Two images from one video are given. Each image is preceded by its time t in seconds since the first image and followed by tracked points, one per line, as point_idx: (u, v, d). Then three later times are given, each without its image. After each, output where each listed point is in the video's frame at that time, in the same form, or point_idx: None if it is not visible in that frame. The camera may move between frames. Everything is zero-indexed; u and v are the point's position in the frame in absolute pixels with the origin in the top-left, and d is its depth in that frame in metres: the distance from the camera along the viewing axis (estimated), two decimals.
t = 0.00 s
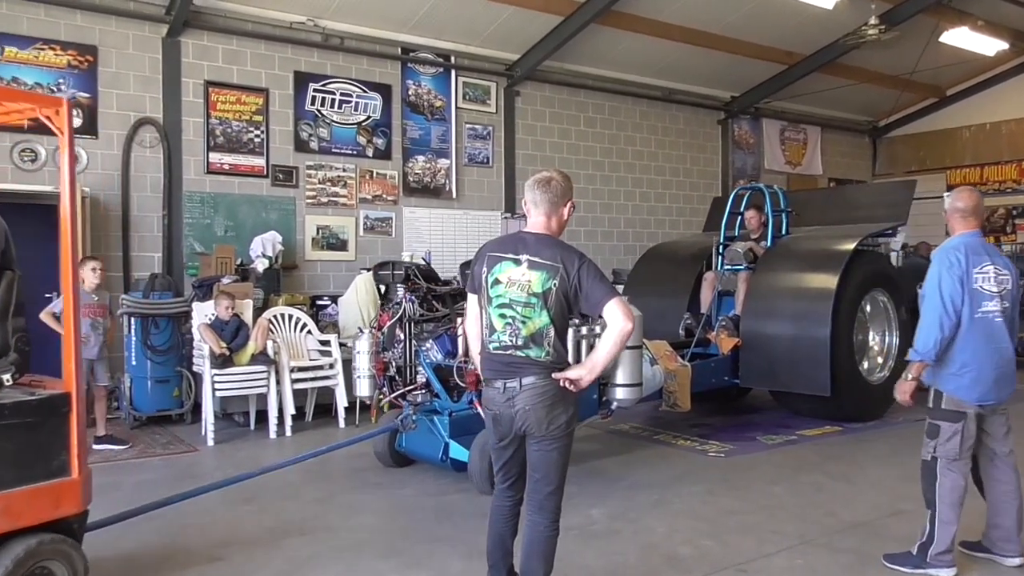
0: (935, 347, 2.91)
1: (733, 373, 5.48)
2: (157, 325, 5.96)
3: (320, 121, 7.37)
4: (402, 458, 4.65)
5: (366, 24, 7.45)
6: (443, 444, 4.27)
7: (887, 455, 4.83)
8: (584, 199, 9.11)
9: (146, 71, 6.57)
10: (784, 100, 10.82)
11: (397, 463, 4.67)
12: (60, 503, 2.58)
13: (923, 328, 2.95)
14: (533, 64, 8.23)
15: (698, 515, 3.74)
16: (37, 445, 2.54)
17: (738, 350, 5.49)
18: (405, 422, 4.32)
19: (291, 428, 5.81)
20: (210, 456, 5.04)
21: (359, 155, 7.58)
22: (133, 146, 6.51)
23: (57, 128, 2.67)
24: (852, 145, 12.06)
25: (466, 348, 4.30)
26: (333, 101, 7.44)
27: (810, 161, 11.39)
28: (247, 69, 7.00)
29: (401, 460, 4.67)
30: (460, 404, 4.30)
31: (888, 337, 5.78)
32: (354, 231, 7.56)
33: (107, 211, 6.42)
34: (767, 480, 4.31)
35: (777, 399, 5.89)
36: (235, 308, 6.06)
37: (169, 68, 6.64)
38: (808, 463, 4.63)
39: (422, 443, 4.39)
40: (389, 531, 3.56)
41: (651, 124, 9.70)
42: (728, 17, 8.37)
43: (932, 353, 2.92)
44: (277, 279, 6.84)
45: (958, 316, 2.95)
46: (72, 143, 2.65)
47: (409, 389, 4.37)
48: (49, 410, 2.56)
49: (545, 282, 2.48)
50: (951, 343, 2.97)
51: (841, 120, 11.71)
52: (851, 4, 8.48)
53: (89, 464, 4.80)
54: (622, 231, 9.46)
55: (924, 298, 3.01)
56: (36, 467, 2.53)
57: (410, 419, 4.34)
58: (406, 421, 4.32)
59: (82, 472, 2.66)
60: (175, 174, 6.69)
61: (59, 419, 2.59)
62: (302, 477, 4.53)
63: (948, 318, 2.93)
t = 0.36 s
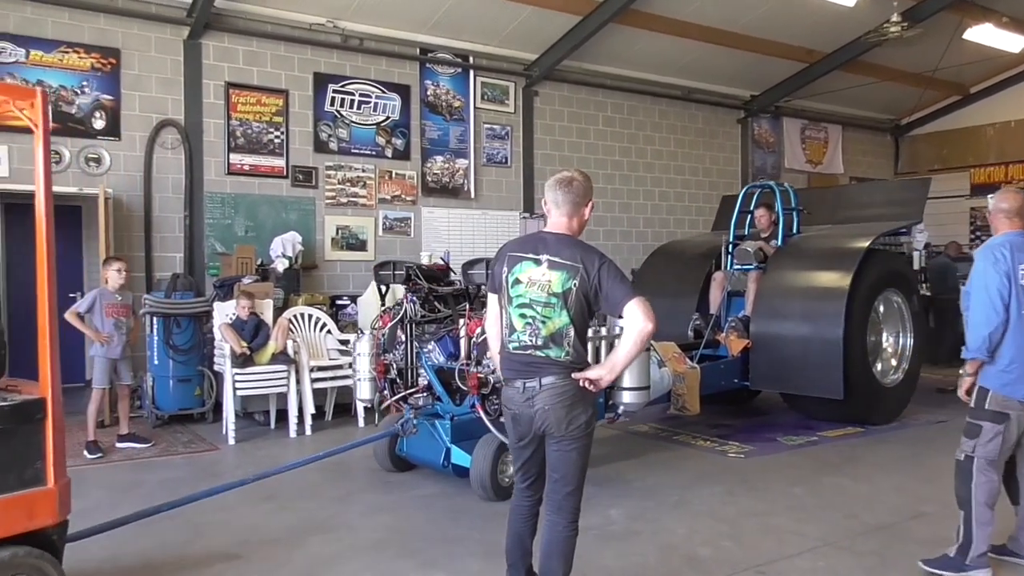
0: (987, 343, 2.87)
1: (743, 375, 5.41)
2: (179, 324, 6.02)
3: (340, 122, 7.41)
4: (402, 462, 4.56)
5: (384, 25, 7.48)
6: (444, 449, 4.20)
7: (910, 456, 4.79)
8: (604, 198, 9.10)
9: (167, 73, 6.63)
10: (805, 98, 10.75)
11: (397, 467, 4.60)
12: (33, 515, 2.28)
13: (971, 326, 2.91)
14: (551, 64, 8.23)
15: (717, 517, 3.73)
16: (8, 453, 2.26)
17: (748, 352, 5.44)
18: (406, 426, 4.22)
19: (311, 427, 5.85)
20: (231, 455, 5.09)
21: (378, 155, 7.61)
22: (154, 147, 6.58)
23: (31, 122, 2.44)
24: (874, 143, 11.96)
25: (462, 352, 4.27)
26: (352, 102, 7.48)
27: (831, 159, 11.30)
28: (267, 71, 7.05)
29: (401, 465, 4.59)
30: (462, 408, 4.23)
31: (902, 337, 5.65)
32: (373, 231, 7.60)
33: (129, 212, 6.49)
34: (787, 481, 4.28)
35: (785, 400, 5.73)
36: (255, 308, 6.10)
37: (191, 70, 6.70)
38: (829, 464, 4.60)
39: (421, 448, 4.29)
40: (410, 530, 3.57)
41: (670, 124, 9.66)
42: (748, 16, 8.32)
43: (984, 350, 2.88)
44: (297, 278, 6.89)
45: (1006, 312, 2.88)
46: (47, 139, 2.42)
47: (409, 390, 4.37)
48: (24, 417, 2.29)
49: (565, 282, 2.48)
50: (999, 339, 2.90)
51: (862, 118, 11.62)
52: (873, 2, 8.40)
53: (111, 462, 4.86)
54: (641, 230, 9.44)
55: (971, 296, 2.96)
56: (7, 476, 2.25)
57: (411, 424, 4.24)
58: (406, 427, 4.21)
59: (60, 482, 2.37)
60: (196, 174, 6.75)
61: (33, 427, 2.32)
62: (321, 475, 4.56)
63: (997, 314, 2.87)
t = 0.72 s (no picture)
0: (1005, 340, 2.81)
1: (745, 377, 5.31)
2: (194, 324, 6.05)
3: (353, 122, 7.44)
4: (396, 469, 4.41)
5: (398, 26, 7.49)
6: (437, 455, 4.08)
7: (927, 456, 4.75)
8: (617, 198, 9.08)
9: (183, 75, 6.67)
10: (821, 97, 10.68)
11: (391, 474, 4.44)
12: None
13: (992, 322, 2.85)
14: (564, 64, 8.22)
15: (731, 517, 3.71)
16: None
17: (750, 353, 5.33)
18: (398, 432, 4.12)
19: (325, 426, 5.87)
20: (245, 453, 5.12)
21: (392, 156, 7.63)
22: (170, 148, 6.62)
23: None
24: (890, 142, 11.87)
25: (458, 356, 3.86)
26: (366, 103, 7.50)
27: (846, 158, 11.24)
28: (281, 71, 7.08)
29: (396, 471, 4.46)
30: (455, 413, 4.08)
31: (909, 339, 5.53)
32: (387, 231, 7.62)
33: (145, 213, 6.53)
34: (802, 482, 4.25)
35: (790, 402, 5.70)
36: (270, 308, 6.12)
37: (206, 72, 6.74)
38: (845, 465, 4.57)
39: (414, 454, 4.18)
40: (423, 530, 3.57)
41: (684, 123, 9.63)
42: (762, 15, 8.27)
43: (1001, 347, 2.82)
44: (311, 278, 6.92)
45: None
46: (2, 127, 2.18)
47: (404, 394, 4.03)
48: None
49: (581, 282, 2.48)
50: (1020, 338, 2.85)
51: (878, 117, 11.54)
52: None
53: (127, 461, 4.89)
54: (655, 230, 9.43)
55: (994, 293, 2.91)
56: None
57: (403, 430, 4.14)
58: (397, 433, 4.11)
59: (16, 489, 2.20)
60: (211, 175, 6.78)
61: None
62: (336, 474, 4.58)
63: (1019, 312, 2.81)
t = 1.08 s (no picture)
0: None
1: (745, 380, 5.19)
2: (207, 323, 6.08)
3: (366, 122, 7.46)
4: (386, 475, 4.25)
5: (410, 26, 7.51)
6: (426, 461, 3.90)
7: (942, 458, 4.72)
8: (629, 197, 9.07)
9: (197, 76, 6.71)
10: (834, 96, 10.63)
11: (380, 481, 4.28)
12: None
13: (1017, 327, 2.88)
14: (576, 64, 8.22)
15: (745, 517, 3.71)
16: None
17: (750, 355, 5.18)
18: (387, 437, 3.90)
19: (338, 425, 5.89)
20: (259, 453, 5.14)
21: (404, 156, 7.64)
22: (184, 148, 6.65)
23: None
24: (904, 141, 11.80)
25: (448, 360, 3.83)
26: (378, 103, 7.52)
27: (860, 158, 11.18)
28: (294, 72, 7.11)
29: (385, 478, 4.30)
30: (447, 418, 3.90)
31: (913, 341, 5.41)
32: (399, 231, 7.63)
33: (159, 213, 6.58)
34: (814, 483, 4.24)
35: (791, 406, 5.49)
36: (283, 308, 6.14)
37: (219, 73, 6.78)
38: (860, 466, 4.54)
39: (405, 460, 4.00)
40: (439, 528, 3.59)
41: (696, 122, 9.61)
42: (775, 13, 8.23)
43: None
44: (323, 278, 6.95)
45: None
46: None
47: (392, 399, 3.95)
48: None
49: (594, 282, 2.47)
50: None
51: (892, 116, 11.48)
52: None
53: (141, 460, 4.92)
54: (668, 229, 9.41)
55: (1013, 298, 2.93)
56: None
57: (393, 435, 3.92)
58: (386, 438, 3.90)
59: None
60: (224, 176, 6.82)
61: None
62: (348, 473, 4.59)
63: None
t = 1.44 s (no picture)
0: None
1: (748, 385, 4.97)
2: (225, 323, 6.12)
3: (382, 123, 7.48)
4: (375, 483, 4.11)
5: (426, 27, 7.53)
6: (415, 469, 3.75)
7: (962, 459, 4.67)
8: (644, 197, 9.04)
9: (215, 77, 6.75)
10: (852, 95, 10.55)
11: (369, 488, 4.14)
12: None
13: None
14: (592, 64, 8.20)
15: (761, 519, 3.69)
16: None
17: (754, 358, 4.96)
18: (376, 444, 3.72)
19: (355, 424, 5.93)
20: (276, 452, 5.17)
21: (419, 156, 7.66)
22: (202, 149, 6.70)
23: None
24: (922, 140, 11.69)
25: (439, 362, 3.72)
26: (395, 104, 7.54)
27: (878, 157, 11.08)
28: (311, 73, 7.14)
29: (373, 485, 4.15)
30: (438, 425, 3.77)
31: (921, 343, 5.22)
32: (415, 232, 7.65)
33: (177, 213, 6.63)
34: (831, 485, 4.20)
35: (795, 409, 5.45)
36: (300, 308, 6.17)
37: (236, 74, 6.82)
38: (877, 468, 4.51)
39: (394, 468, 3.85)
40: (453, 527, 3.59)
41: (712, 121, 9.56)
42: (793, 12, 8.18)
43: None
44: (340, 278, 6.89)
45: None
46: None
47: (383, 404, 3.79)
48: None
49: (610, 282, 2.47)
50: None
51: (910, 115, 11.37)
52: None
53: (159, 459, 4.96)
54: (683, 229, 9.38)
55: None
56: None
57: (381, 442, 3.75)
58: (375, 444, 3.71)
59: None
60: (242, 177, 6.86)
61: None
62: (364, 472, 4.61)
63: None
